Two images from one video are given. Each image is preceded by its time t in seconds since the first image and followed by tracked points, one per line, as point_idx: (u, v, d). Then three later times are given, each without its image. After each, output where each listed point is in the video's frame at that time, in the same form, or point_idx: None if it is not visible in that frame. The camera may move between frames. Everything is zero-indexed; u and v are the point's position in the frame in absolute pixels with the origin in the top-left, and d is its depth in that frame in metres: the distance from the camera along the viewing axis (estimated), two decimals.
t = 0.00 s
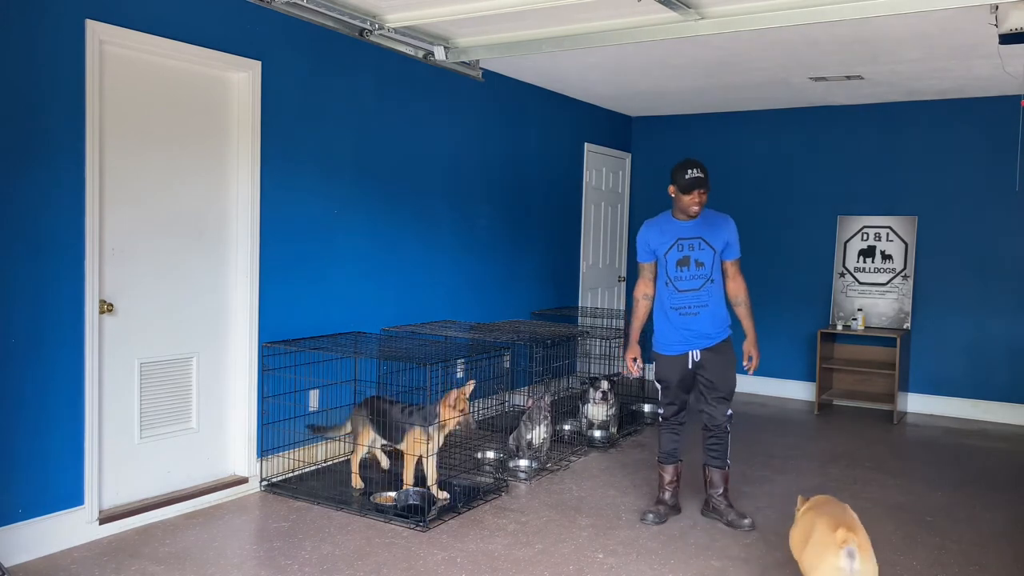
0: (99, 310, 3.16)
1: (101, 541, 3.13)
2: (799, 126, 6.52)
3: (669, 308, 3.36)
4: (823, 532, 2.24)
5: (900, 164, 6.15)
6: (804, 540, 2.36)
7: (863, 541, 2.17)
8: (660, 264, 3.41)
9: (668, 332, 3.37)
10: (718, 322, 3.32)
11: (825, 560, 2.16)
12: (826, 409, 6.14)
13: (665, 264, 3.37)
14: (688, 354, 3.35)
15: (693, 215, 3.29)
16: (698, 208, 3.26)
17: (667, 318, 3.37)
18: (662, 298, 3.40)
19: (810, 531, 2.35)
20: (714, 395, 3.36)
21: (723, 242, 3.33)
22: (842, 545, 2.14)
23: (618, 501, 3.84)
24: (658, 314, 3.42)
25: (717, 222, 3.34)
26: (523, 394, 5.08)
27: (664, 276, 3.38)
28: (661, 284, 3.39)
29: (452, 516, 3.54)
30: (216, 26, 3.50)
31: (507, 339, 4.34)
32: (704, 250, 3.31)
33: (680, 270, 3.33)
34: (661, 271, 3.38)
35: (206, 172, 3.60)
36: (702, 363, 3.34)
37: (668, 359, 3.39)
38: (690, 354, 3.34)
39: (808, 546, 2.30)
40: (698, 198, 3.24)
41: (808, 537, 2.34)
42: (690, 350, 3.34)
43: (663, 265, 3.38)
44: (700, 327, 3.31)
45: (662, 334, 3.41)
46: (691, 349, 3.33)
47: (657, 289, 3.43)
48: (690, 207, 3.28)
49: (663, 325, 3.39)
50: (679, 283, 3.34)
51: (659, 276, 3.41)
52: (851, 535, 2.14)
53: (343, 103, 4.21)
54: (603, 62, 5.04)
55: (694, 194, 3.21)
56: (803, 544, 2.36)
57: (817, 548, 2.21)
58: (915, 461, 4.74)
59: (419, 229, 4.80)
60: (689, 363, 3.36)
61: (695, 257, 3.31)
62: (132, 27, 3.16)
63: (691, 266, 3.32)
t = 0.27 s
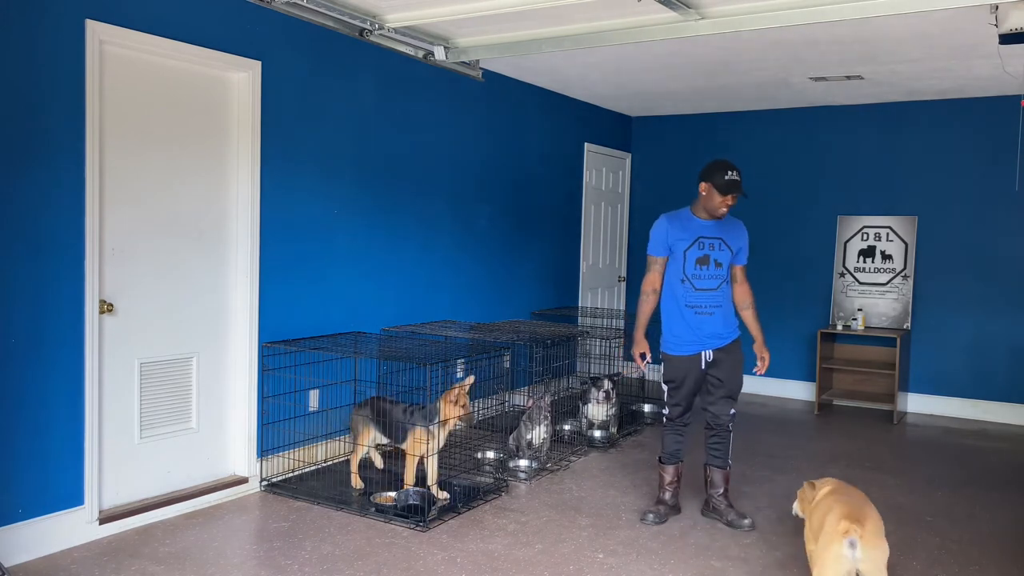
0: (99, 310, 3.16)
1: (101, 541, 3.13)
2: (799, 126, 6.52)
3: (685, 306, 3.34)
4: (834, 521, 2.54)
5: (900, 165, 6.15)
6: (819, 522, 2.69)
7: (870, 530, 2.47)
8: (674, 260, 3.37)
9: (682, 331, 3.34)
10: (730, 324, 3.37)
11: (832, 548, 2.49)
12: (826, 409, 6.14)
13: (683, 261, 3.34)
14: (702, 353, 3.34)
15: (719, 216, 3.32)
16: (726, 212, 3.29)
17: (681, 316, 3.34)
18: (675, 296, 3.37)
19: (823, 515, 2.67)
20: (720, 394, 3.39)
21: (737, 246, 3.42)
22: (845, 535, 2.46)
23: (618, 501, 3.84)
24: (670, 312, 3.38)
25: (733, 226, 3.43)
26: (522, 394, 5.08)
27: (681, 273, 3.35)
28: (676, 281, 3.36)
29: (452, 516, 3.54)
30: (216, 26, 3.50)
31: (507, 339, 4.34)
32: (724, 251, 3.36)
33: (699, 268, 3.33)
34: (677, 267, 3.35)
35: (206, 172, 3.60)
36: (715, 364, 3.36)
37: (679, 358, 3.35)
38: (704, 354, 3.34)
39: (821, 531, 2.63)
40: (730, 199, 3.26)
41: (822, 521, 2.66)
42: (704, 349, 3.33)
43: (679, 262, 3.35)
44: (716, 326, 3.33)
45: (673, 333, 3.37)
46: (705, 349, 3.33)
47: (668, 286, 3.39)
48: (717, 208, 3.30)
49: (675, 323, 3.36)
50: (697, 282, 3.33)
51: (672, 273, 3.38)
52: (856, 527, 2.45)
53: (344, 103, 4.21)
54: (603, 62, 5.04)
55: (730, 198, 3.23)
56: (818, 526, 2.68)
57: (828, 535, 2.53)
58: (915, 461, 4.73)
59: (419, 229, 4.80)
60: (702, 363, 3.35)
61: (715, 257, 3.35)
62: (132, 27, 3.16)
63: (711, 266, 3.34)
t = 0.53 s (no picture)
0: (100, 310, 3.16)
1: (101, 541, 3.13)
2: (799, 126, 6.52)
3: (694, 304, 3.33)
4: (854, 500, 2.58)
5: (900, 165, 6.15)
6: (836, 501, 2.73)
7: (888, 513, 2.51)
8: (688, 256, 3.35)
9: (688, 328, 3.34)
10: (736, 326, 3.38)
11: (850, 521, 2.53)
12: (826, 409, 6.14)
13: (697, 259, 3.33)
14: (707, 352, 3.34)
15: (742, 221, 3.34)
16: (749, 218, 3.32)
17: (689, 313, 3.34)
18: (685, 292, 3.35)
19: (841, 495, 2.71)
20: (723, 394, 3.42)
21: (749, 251, 3.44)
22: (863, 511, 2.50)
23: (618, 501, 3.84)
24: (679, 308, 3.37)
25: (747, 232, 3.45)
26: (523, 394, 5.08)
27: (693, 270, 3.33)
28: (688, 278, 3.35)
29: (452, 516, 3.54)
30: (216, 26, 3.50)
31: (507, 339, 4.34)
32: (738, 254, 3.38)
33: (713, 268, 3.33)
34: (690, 264, 3.34)
35: (206, 172, 3.60)
36: (720, 364, 3.38)
37: (684, 355, 3.36)
38: (709, 353, 3.35)
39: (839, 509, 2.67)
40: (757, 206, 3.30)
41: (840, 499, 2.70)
42: (710, 349, 3.34)
43: (693, 259, 3.34)
44: (723, 327, 3.34)
45: (679, 329, 3.37)
46: (711, 349, 3.34)
47: (679, 282, 3.38)
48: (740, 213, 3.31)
49: (683, 319, 3.35)
50: (709, 281, 3.33)
51: (684, 269, 3.36)
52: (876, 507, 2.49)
53: (344, 103, 4.21)
54: (603, 62, 5.04)
55: (758, 205, 3.26)
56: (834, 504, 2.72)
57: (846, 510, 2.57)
58: (915, 461, 4.73)
59: (419, 229, 4.80)
60: (707, 363, 3.36)
61: (729, 259, 3.35)
62: (132, 27, 3.16)
63: (724, 267, 3.34)
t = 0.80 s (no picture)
0: (99, 310, 3.16)
1: (101, 541, 3.13)
2: (799, 126, 6.52)
3: (700, 305, 3.33)
4: (867, 489, 2.78)
5: (900, 164, 6.15)
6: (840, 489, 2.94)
7: (899, 494, 2.73)
8: (695, 257, 3.34)
9: (693, 330, 3.34)
10: (739, 329, 3.40)
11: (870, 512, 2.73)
12: (826, 409, 6.14)
13: (704, 260, 3.31)
14: (711, 353, 3.35)
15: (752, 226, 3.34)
16: (759, 225, 3.32)
17: (695, 314, 3.33)
18: (691, 293, 3.34)
19: (847, 483, 2.92)
20: (725, 394, 3.43)
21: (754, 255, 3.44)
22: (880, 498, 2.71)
23: (619, 500, 3.84)
24: (684, 309, 3.36)
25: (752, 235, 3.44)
26: (523, 394, 5.08)
27: (700, 272, 3.32)
28: (695, 279, 3.33)
29: (452, 516, 3.54)
30: (216, 26, 3.50)
31: (507, 339, 4.34)
32: (744, 258, 3.38)
33: (719, 270, 3.32)
34: (698, 266, 3.32)
35: (206, 173, 3.60)
36: (724, 365, 3.38)
37: (689, 356, 3.35)
38: (713, 355, 3.35)
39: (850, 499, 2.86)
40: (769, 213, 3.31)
41: (846, 488, 2.91)
42: (714, 351, 3.34)
43: (700, 260, 3.32)
44: (727, 330, 3.35)
45: (683, 330, 3.36)
46: (715, 351, 3.34)
47: (685, 282, 3.36)
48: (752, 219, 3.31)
49: (688, 320, 3.34)
50: (715, 283, 3.32)
51: (690, 270, 3.34)
52: (891, 492, 2.70)
53: (344, 103, 4.21)
54: (603, 62, 5.04)
55: (770, 213, 3.27)
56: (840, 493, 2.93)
57: (863, 501, 2.77)
58: (914, 461, 4.73)
59: (419, 229, 4.80)
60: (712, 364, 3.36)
61: (736, 262, 3.35)
62: (132, 27, 3.16)
63: (730, 270, 3.34)
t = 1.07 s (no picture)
0: (100, 310, 3.16)
1: (101, 541, 3.13)
2: (799, 126, 6.53)
3: (696, 307, 3.33)
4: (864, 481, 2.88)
5: (900, 164, 6.15)
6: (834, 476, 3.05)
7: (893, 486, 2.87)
8: (687, 259, 3.34)
9: (691, 331, 3.33)
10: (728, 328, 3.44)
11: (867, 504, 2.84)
12: (826, 409, 6.14)
13: (697, 262, 3.33)
14: (710, 354, 3.35)
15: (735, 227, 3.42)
16: (742, 225, 3.40)
17: (690, 316, 3.33)
18: (685, 295, 3.34)
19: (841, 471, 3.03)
20: (721, 394, 3.41)
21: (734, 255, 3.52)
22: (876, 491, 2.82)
23: (619, 500, 3.84)
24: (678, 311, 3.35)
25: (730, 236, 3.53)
26: (523, 394, 5.08)
27: (694, 274, 3.33)
28: (689, 281, 3.33)
29: (452, 516, 3.54)
30: (216, 26, 3.50)
31: (507, 339, 4.34)
32: (729, 258, 3.44)
33: (711, 271, 3.35)
34: (691, 267, 3.33)
35: (206, 173, 3.60)
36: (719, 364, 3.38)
37: (688, 358, 3.33)
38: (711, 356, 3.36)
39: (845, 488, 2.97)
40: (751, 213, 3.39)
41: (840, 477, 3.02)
42: (711, 351, 3.35)
43: (693, 262, 3.33)
44: (721, 330, 3.37)
45: (680, 332, 3.34)
46: (712, 351, 3.35)
47: (678, 284, 3.35)
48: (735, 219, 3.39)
49: (684, 323, 3.34)
50: (709, 284, 3.35)
51: (683, 272, 3.34)
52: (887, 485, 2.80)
53: (344, 103, 4.21)
54: (603, 62, 5.04)
55: (753, 212, 3.35)
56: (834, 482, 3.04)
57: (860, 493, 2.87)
58: (915, 461, 4.73)
59: (419, 229, 4.80)
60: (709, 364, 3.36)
61: (724, 262, 3.40)
62: (132, 27, 3.16)
63: (720, 270, 3.38)
